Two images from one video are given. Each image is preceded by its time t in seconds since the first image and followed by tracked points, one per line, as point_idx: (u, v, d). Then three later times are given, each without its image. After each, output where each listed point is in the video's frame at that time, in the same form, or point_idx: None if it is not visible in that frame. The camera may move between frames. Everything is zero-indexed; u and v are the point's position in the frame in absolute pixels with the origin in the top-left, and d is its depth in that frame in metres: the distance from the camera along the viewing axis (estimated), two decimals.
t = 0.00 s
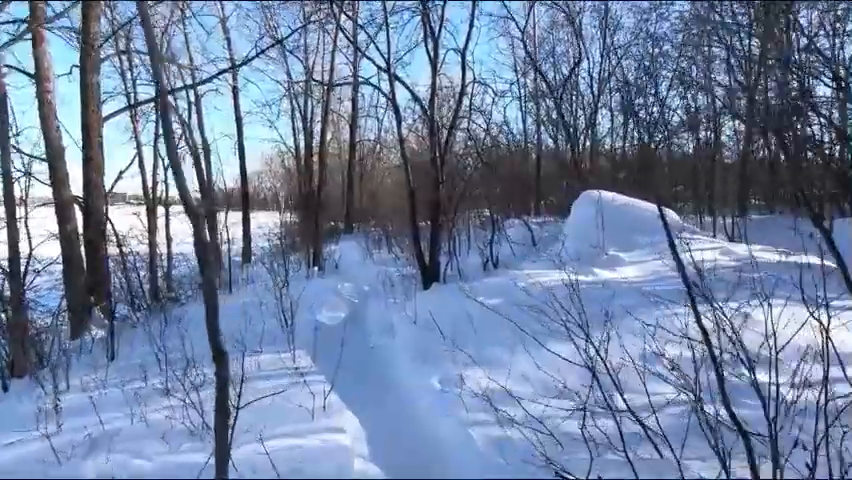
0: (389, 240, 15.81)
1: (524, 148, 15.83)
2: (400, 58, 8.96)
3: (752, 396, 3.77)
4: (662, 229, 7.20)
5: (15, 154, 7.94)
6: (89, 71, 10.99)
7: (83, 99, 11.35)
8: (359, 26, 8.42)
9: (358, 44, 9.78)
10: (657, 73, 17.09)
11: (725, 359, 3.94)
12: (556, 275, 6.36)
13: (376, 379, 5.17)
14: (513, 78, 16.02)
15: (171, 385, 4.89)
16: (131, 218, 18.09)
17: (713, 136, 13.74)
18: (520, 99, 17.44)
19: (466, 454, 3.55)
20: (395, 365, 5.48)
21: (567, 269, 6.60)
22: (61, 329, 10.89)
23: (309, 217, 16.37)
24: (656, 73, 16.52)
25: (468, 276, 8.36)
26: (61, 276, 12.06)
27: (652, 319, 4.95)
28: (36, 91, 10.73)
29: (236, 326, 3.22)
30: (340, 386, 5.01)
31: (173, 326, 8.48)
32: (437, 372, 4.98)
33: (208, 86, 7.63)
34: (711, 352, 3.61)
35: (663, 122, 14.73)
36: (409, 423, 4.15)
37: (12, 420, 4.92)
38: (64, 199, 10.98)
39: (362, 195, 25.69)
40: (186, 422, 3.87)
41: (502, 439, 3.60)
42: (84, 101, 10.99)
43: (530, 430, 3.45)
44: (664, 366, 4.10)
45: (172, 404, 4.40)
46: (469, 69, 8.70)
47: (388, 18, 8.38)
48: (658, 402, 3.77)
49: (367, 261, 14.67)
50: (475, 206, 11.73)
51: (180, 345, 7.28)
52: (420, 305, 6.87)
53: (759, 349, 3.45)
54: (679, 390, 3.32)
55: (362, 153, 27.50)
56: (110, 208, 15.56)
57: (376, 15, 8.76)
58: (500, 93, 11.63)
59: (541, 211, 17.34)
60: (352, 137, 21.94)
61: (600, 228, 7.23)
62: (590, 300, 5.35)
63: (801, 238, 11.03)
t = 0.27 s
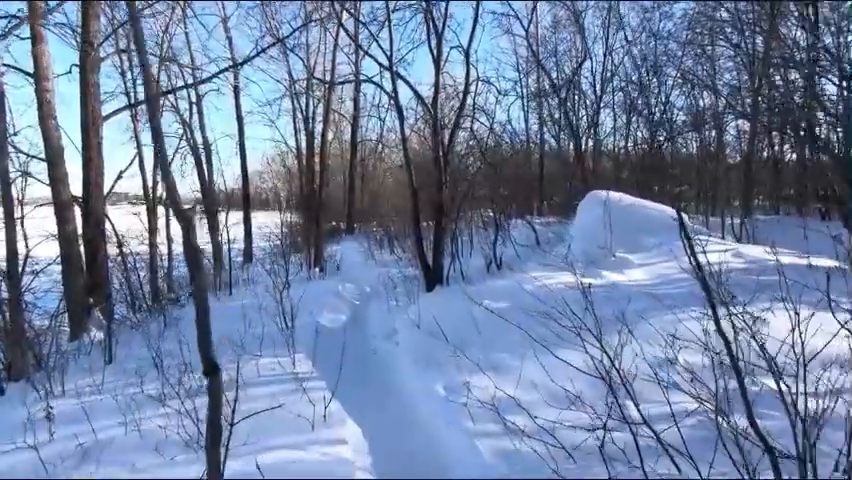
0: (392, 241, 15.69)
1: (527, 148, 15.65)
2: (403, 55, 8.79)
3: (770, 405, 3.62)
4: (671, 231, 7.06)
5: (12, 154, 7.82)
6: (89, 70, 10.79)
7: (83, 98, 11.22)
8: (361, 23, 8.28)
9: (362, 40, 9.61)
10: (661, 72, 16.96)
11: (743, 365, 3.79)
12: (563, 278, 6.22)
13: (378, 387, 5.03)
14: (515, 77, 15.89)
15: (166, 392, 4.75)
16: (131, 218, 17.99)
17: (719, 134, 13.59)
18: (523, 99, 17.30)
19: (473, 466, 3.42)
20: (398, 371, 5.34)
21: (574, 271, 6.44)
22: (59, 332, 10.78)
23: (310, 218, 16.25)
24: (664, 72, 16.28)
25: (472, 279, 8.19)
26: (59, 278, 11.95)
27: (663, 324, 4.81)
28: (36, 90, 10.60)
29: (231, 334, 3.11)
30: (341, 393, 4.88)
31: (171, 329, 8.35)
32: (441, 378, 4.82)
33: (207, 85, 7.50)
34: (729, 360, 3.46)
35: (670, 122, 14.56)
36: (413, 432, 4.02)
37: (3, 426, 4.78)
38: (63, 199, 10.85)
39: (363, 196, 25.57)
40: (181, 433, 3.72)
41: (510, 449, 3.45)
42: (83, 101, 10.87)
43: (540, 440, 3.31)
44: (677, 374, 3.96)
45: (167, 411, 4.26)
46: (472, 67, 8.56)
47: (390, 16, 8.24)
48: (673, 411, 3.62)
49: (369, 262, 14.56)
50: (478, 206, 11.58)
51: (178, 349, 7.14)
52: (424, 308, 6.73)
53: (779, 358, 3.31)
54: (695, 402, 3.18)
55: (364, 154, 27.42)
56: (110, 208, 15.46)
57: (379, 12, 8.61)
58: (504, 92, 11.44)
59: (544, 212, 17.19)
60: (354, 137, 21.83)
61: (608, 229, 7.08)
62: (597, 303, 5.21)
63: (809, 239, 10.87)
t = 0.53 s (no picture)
0: (393, 241, 15.58)
1: (530, 148, 15.52)
2: (405, 53, 8.65)
3: (786, 412, 3.49)
4: (678, 231, 6.94)
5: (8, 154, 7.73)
6: (87, 69, 10.62)
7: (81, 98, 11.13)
8: (362, 21, 8.15)
9: (363, 38, 9.47)
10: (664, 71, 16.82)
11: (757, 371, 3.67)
12: (568, 280, 6.10)
13: (379, 393, 4.89)
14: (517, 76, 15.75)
15: (161, 398, 4.61)
16: (131, 218, 17.90)
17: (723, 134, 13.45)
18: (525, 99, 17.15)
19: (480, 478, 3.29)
20: (399, 376, 5.21)
21: (580, 274, 6.31)
22: (57, 334, 10.67)
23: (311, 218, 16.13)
24: (669, 70, 16.10)
25: (475, 280, 8.05)
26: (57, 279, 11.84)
27: (672, 327, 4.68)
28: (33, 89, 10.49)
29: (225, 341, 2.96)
30: (341, 398, 4.75)
31: (169, 331, 8.23)
32: (443, 384, 4.69)
33: (205, 83, 7.38)
34: (743, 367, 3.33)
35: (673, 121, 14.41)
36: (415, 439, 3.90)
37: None
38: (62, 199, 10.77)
39: (364, 196, 25.44)
40: (174, 443, 3.59)
41: (518, 462, 3.33)
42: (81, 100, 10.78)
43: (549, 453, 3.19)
44: (688, 380, 3.83)
45: (160, 419, 4.12)
46: (476, 65, 8.42)
47: (392, 13, 8.09)
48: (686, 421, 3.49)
49: (370, 262, 14.43)
50: (480, 206, 11.44)
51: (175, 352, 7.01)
52: (426, 311, 6.59)
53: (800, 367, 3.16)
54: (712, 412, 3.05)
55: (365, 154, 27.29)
56: (109, 208, 15.35)
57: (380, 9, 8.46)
58: (507, 90, 11.29)
59: (546, 212, 17.06)
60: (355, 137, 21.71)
61: (613, 231, 6.95)
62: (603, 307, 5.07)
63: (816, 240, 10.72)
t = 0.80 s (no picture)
0: (393, 241, 15.45)
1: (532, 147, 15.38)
2: (406, 50, 8.49)
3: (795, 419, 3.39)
4: (684, 231, 6.81)
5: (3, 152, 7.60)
6: (85, 67, 10.47)
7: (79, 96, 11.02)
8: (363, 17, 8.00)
9: (364, 35, 9.32)
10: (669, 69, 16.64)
11: (770, 375, 3.61)
12: (574, 281, 5.97)
13: (380, 396, 4.75)
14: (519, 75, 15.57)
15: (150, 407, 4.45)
16: (130, 218, 17.78)
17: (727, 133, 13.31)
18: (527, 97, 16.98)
19: None
20: (399, 378, 5.08)
21: (585, 274, 6.18)
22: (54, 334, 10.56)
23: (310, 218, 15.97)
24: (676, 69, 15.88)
25: (477, 281, 7.91)
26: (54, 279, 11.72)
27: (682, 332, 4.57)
28: (30, 87, 10.35)
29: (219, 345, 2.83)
30: (340, 402, 4.60)
31: (166, 332, 8.10)
32: (446, 388, 4.55)
33: (203, 81, 7.25)
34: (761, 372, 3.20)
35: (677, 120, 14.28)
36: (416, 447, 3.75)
37: None
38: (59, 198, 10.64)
39: (365, 195, 25.30)
40: (166, 450, 3.45)
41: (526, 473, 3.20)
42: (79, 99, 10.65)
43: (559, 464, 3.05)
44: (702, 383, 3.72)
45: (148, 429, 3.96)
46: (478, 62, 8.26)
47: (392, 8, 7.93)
48: (700, 428, 3.36)
49: (371, 262, 14.29)
50: (482, 206, 11.27)
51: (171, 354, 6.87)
52: (426, 311, 6.45)
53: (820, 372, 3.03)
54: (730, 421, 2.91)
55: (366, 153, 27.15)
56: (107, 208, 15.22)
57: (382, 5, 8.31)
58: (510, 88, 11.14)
59: (548, 211, 16.91)
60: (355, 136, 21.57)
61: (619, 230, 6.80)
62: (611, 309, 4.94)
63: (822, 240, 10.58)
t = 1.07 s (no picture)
0: (393, 241, 15.28)
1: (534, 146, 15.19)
2: (406, 46, 8.29)
3: (815, 434, 3.24)
4: (691, 232, 6.62)
5: None
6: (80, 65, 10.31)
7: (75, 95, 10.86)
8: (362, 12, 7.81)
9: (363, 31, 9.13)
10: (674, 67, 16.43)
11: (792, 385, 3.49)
12: (578, 283, 5.79)
13: (377, 404, 4.58)
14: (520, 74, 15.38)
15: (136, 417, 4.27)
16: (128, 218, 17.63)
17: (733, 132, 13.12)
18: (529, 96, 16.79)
19: None
20: (398, 385, 4.90)
21: (591, 276, 6.01)
22: (49, 337, 10.40)
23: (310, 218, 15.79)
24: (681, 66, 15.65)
25: (478, 282, 7.73)
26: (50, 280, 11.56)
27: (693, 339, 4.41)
28: (25, 85, 10.20)
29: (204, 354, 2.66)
30: (336, 410, 4.43)
31: (161, 335, 7.94)
32: (446, 395, 4.38)
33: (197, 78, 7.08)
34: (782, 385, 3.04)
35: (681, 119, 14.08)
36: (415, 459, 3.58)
37: None
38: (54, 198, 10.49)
39: (366, 195, 25.13)
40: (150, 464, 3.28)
41: None
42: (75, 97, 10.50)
43: None
44: (716, 395, 3.56)
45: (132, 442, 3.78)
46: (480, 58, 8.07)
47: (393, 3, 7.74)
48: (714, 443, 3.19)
49: (371, 263, 14.12)
50: (483, 205, 11.07)
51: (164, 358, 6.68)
52: (426, 315, 6.29)
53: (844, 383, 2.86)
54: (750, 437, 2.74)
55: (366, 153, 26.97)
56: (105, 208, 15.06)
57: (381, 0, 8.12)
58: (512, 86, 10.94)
59: (550, 211, 16.73)
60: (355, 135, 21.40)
61: (624, 230, 6.62)
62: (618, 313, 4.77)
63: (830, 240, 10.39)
